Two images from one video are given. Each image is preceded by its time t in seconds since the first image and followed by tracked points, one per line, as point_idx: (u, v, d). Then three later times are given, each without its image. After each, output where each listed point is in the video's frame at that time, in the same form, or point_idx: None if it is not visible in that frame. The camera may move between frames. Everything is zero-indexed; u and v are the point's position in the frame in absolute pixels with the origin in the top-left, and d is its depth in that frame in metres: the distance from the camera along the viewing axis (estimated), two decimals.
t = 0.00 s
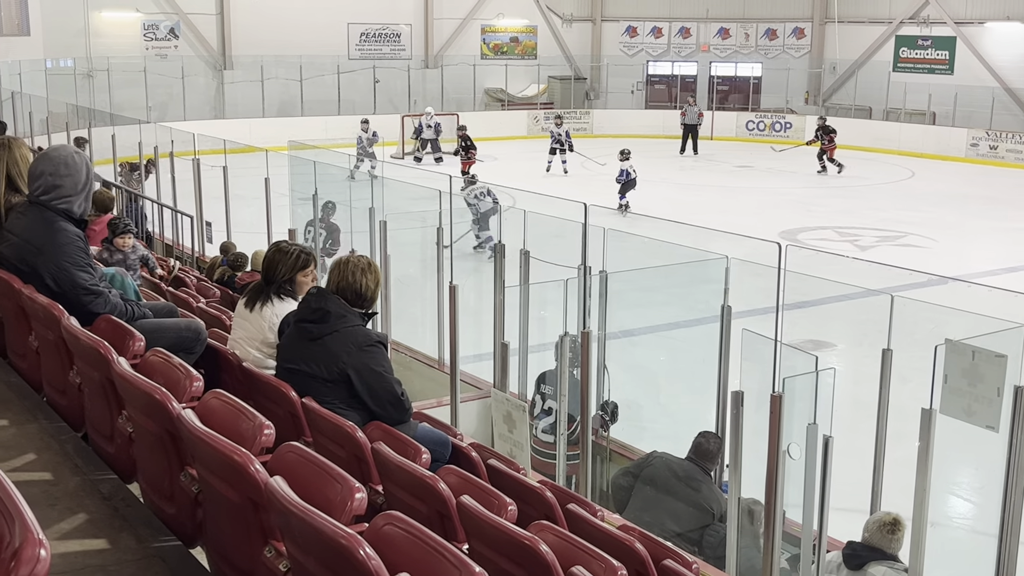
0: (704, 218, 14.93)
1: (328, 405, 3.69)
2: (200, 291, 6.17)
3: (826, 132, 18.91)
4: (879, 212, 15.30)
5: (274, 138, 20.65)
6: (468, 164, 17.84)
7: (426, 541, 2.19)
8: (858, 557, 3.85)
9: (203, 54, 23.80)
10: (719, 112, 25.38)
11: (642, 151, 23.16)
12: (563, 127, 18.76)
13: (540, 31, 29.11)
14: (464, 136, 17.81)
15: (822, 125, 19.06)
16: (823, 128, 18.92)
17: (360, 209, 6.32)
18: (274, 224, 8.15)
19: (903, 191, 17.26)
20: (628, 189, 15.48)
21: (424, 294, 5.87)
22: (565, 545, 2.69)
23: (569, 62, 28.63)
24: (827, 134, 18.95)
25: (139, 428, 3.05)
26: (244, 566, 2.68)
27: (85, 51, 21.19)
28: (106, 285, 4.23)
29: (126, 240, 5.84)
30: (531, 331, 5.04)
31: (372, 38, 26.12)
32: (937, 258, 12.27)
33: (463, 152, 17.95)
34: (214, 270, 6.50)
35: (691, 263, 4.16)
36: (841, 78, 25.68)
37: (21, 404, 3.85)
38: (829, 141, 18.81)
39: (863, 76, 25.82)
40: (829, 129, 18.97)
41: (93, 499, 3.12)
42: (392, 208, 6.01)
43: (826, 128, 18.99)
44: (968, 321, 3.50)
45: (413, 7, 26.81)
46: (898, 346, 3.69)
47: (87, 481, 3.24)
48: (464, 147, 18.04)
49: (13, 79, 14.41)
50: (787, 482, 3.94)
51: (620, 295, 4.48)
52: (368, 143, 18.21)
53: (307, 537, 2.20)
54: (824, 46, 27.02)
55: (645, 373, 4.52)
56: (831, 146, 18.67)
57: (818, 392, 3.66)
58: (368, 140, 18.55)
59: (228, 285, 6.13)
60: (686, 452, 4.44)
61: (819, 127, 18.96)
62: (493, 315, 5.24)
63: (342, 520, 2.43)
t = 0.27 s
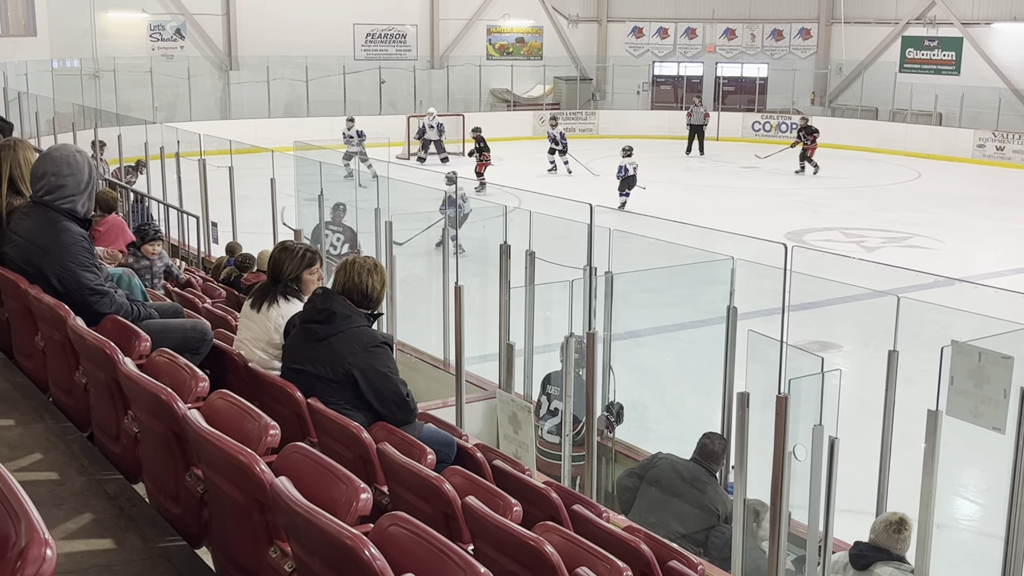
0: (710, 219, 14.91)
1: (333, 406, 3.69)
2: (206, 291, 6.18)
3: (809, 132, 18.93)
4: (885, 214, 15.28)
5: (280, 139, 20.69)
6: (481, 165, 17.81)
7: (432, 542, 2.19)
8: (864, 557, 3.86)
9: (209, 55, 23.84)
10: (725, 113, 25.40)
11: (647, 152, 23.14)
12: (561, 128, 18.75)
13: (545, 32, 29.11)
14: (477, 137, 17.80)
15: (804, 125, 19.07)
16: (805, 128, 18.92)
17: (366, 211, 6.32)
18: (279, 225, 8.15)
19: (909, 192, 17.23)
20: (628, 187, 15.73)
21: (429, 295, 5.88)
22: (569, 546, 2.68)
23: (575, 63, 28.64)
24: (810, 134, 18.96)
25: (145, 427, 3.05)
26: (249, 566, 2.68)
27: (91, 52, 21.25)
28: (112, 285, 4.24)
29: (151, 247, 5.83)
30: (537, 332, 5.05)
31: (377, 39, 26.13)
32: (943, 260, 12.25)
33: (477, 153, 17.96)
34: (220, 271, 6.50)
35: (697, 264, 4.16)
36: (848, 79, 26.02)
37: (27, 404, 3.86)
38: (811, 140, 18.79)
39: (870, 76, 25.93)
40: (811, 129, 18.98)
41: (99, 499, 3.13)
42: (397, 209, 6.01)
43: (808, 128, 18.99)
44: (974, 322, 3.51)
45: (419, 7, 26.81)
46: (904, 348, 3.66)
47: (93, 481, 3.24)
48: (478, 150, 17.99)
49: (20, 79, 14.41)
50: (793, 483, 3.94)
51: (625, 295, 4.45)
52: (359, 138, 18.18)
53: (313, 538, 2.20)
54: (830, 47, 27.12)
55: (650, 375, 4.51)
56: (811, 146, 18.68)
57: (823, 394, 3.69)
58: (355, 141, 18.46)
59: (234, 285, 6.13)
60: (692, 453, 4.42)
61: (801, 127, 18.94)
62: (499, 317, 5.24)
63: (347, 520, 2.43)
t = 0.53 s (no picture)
0: (716, 220, 14.89)
1: (339, 406, 3.69)
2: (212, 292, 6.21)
3: (796, 134, 18.79)
4: (892, 215, 15.25)
5: (286, 140, 20.71)
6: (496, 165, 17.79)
7: (438, 543, 2.19)
8: (871, 558, 3.84)
9: (216, 56, 23.89)
10: (731, 114, 25.41)
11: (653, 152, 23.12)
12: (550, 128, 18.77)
13: (552, 33, 29.12)
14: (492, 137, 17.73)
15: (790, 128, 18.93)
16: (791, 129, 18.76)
17: (372, 210, 6.30)
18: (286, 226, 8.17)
19: (915, 194, 17.20)
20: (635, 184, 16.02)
21: (436, 295, 5.89)
22: (575, 546, 2.68)
23: (581, 64, 28.65)
24: (797, 136, 18.80)
25: (151, 428, 3.06)
26: (255, 566, 2.68)
27: (99, 52, 21.29)
28: (119, 285, 4.25)
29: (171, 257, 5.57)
30: (543, 333, 5.05)
31: (384, 40, 26.16)
32: (951, 261, 12.21)
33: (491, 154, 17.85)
34: (225, 272, 6.50)
35: (703, 265, 4.16)
36: (854, 80, 25.79)
37: (33, 404, 3.87)
38: (797, 142, 18.67)
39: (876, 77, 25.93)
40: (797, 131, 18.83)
41: (105, 498, 3.14)
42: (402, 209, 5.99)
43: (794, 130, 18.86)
44: (982, 324, 3.50)
45: (425, 8, 26.83)
46: (911, 349, 3.66)
47: (99, 481, 3.25)
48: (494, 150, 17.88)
49: (28, 80, 14.43)
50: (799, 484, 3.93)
51: (632, 297, 4.48)
52: (346, 142, 17.93)
53: (319, 538, 2.20)
54: (837, 47, 27.10)
55: (656, 376, 4.50)
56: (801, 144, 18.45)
57: (830, 397, 3.68)
58: (340, 144, 18.21)
59: (240, 286, 6.17)
60: (697, 454, 4.41)
61: (789, 128, 18.83)
62: (505, 319, 5.25)
63: (353, 520, 2.43)
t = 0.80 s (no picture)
0: (724, 221, 14.88)
1: (346, 407, 3.70)
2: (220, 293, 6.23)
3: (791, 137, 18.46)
4: (899, 216, 15.22)
5: (294, 141, 20.73)
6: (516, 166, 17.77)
7: (445, 544, 2.19)
8: (880, 557, 3.89)
9: (225, 57, 23.93)
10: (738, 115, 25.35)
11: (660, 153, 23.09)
12: (542, 131, 18.77)
13: (560, 34, 29.13)
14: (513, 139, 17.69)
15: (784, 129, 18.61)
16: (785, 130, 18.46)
17: (381, 212, 6.32)
18: (294, 227, 8.18)
19: (923, 195, 17.17)
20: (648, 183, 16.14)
21: (443, 296, 5.90)
22: (583, 548, 2.68)
23: (589, 65, 28.63)
24: (791, 138, 18.47)
25: (160, 428, 3.06)
26: (263, 566, 2.69)
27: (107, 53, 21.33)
28: (128, 286, 4.26)
29: (208, 258, 5.60)
30: (550, 335, 5.05)
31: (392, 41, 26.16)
32: (959, 263, 12.19)
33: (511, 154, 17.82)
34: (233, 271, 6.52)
35: (711, 266, 4.16)
36: (863, 81, 25.90)
37: (42, 404, 3.88)
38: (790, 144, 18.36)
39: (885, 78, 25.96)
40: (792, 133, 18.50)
41: (115, 499, 3.14)
42: (411, 210, 6.01)
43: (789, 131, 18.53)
44: (991, 326, 3.50)
45: (433, 9, 26.83)
46: (919, 351, 3.66)
47: (108, 481, 3.26)
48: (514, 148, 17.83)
49: (37, 81, 14.46)
50: (807, 486, 3.92)
51: (639, 298, 4.47)
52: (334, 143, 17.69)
53: (327, 539, 2.21)
54: (845, 50, 27.13)
55: (663, 377, 4.49)
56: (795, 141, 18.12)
57: (838, 398, 3.67)
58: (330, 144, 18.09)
59: (249, 286, 6.19)
60: (704, 456, 4.40)
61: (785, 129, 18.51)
62: (513, 320, 5.26)
63: (361, 521, 2.43)
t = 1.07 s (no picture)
0: (732, 222, 14.85)
1: (355, 407, 3.71)
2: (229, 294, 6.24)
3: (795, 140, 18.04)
4: (909, 218, 15.20)
5: (303, 142, 20.77)
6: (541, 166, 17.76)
7: (453, 544, 2.19)
8: (889, 559, 3.84)
9: (234, 59, 23.99)
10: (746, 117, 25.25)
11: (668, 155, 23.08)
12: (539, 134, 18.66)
13: (568, 35, 29.14)
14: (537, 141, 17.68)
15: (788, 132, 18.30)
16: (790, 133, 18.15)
17: (389, 213, 6.34)
18: (303, 228, 8.21)
19: (932, 197, 17.14)
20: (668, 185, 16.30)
21: (451, 298, 5.90)
22: (591, 549, 2.68)
23: (598, 66, 28.64)
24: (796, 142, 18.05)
25: (168, 429, 3.07)
26: (271, 566, 2.69)
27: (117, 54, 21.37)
28: (137, 287, 4.27)
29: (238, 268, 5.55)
30: (558, 336, 5.05)
31: (400, 42, 26.19)
32: (969, 264, 12.15)
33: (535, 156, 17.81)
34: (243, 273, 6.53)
35: (718, 268, 4.16)
36: (872, 82, 25.90)
37: (52, 404, 3.89)
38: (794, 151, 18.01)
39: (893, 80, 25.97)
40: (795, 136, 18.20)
41: (124, 499, 3.15)
42: (420, 212, 6.02)
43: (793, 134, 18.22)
44: (1000, 328, 3.49)
45: (441, 11, 26.86)
46: (928, 352, 3.66)
47: (117, 482, 3.27)
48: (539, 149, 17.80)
49: (47, 82, 14.51)
50: (815, 488, 3.92)
51: (648, 299, 4.47)
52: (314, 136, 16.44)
53: (336, 540, 2.21)
54: (855, 53, 26.93)
55: (671, 378, 4.49)
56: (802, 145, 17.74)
57: (847, 400, 3.65)
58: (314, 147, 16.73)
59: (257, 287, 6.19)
60: (712, 457, 4.38)
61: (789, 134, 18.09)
62: (521, 322, 5.26)
63: (368, 522, 2.43)
